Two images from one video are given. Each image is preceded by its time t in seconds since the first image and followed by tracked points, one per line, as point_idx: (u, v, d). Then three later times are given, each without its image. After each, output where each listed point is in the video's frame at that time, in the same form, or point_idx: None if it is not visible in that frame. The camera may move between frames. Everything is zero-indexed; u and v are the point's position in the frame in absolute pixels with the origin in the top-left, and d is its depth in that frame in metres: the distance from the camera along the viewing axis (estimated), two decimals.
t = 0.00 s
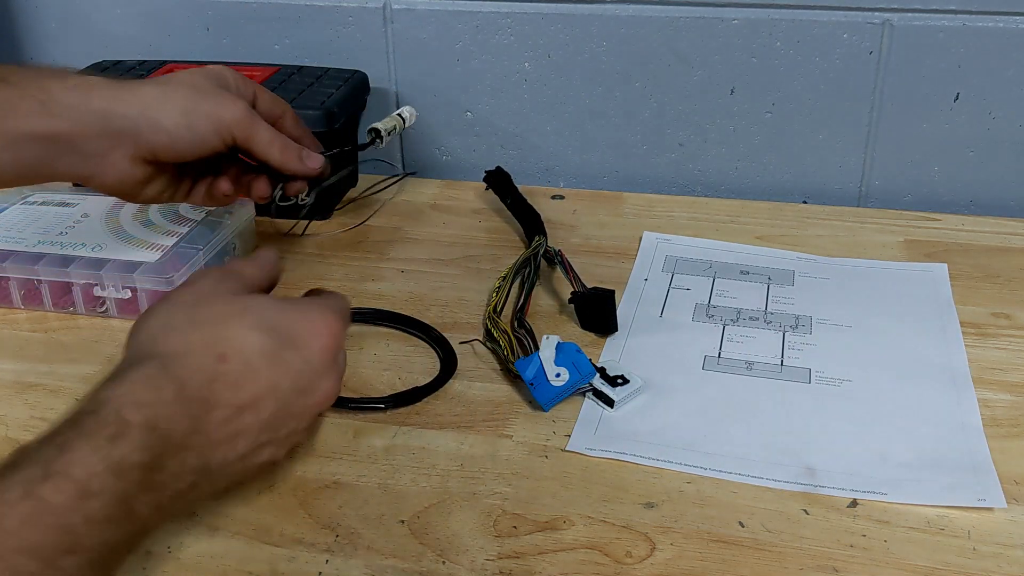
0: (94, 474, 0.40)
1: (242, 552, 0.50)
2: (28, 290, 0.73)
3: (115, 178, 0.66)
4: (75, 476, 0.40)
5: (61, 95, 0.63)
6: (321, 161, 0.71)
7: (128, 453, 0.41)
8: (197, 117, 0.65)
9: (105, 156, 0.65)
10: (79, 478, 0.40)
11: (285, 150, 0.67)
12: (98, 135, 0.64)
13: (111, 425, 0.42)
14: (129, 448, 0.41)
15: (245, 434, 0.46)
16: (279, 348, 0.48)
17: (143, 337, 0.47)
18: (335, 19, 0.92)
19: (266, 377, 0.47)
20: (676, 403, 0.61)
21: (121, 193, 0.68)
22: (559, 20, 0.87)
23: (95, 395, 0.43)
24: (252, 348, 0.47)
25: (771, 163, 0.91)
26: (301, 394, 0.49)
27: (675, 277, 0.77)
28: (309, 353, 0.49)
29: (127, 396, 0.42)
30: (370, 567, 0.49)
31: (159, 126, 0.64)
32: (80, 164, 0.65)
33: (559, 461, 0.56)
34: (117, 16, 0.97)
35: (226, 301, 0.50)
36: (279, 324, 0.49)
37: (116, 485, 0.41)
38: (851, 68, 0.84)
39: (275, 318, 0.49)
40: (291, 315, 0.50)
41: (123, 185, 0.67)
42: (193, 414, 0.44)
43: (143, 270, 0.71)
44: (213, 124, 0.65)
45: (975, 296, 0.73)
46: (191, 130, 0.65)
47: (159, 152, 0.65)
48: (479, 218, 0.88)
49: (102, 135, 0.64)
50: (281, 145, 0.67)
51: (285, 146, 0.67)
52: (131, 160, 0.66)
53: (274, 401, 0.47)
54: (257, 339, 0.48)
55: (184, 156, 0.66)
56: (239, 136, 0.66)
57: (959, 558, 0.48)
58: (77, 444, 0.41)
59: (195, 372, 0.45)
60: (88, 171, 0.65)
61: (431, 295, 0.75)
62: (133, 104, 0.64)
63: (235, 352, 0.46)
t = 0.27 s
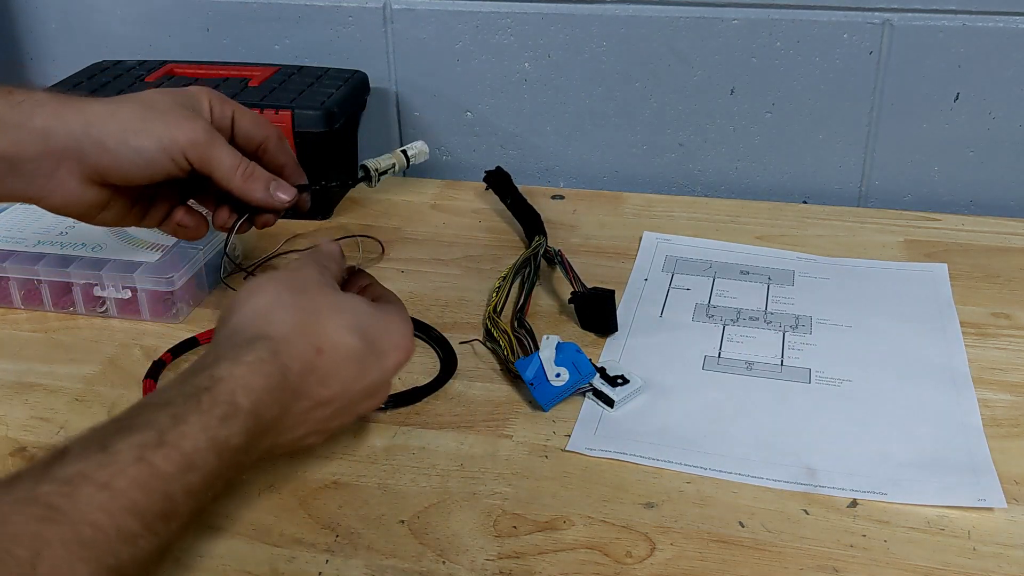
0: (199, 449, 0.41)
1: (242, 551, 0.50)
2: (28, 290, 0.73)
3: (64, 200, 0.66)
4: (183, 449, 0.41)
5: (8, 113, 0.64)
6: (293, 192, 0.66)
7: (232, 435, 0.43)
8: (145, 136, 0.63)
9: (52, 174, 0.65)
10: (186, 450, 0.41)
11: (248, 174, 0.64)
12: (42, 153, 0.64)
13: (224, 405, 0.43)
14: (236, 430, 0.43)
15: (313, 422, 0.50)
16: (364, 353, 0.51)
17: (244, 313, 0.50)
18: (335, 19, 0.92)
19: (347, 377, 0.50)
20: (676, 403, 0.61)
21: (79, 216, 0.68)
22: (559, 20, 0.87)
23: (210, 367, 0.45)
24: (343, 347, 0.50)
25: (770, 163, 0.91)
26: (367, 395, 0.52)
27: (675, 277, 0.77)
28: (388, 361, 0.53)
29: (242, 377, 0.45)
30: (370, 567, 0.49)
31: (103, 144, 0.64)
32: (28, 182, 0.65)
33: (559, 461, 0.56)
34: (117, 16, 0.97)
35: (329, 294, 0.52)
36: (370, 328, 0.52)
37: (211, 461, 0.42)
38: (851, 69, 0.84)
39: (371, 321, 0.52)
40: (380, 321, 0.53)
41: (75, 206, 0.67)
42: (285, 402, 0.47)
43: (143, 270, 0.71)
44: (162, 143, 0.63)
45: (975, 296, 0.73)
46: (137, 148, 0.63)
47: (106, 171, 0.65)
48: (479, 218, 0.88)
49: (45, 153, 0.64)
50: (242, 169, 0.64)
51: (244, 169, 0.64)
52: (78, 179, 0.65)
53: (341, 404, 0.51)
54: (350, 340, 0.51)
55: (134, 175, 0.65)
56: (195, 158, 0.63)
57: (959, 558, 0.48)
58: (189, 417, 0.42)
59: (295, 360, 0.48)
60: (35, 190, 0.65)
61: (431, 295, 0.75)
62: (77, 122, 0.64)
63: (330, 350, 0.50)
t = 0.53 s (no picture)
0: (155, 502, 0.39)
1: (242, 552, 0.50)
2: (28, 290, 0.73)
3: (79, 194, 0.66)
4: (139, 503, 0.39)
5: (15, 111, 0.64)
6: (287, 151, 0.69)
7: (191, 487, 0.41)
8: (151, 115, 0.65)
9: (64, 167, 0.65)
10: (141, 504, 0.39)
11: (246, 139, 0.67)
12: (54, 144, 0.64)
13: (185, 455, 0.41)
14: (195, 482, 0.41)
15: (282, 472, 0.48)
16: (346, 412, 0.48)
17: (224, 354, 0.47)
18: (335, 19, 0.92)
19: (323, 433, 0.48)
20: (676, 403, 0.61)
21: (91, 216, 0.68)
22: (559, 20, 0.87)
23: (178, 412, 0.43)
24: (323, 401, 0.47)
25: (770, 163, 0.91)
26: (345, 453, 0.50)
27: (675, 277, 0.77)
28: (372, 421, 0.50)
29: (209, 426, 0.42)
30: (370, 567, 0.49)
31: (112, 128, 0.64)
32: (39, 177, 0.65)
33: (559, 461, 0.56)
34: (117, 16, 0.97)
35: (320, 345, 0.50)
36: (357, 386, 0.49)
37: (167, 504, 0.40)
38: (851, 69, 0.84)
39: (360, 376, 0.50)
40: (372, 377, 0.50)
41: (90, 200, 0.66)
42: (251, 451, 0.44)
43: (143, 270, 0.71)
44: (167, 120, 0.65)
45: (975, 296, 0.73)
46: (144, 129, 0.64)
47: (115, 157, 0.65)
48: (479, 218, 0.88)
49: (57, 144, 0.64)
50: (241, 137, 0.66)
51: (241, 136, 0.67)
52: (90, 171, 0.65)
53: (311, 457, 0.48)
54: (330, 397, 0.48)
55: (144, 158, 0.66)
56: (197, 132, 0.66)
57: (959, 558, 0.48)
58: (148, 467, 0.40)
59: (268, 411, 0.45)
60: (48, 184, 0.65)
61: (430, 295, 0.75)
62: (83, 112, 0.64)
63: (308, 404, 0.47)
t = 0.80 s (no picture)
0: (63, 551, 0.37)
1: (241, 552, 0.50)
2: (28, 290, 0.73)
3: (100, 178, 0.63)
4: (43, 553, 0.37)
5: (30, 98, 0.61)
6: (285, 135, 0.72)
7: (104, 533, 0.39)
8: (165, 98, 0.63)
9: (82, 151, 0.62)
10: (46, 555, 0.37)
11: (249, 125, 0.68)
12: (73, 127, 0.61)
13: (96, 500, 0.39)
14: (108, 527, 0.39)
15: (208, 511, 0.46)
16: (277, 453, 0.46)
17: (147, 391, 0.45)
18: (335, 19, 0.92)
19: (251, 474, 0.46)
20: (676, 403, 0.60)
21: (110, 205, 0.65)
22: (559, 20, 0.87)
23: (91, 453, 0.41)
24: (250, 443, 0.45)
25: (770, 163, 0.91)
26: (280, 494, 0.48)
27: (675, 277, 0.77)
28: (307, 463, 0.47)
29: (122, 469, 0.40)
30: (369, 567, 0.49)
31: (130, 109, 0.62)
32: (59, 160, 0.62)
33: (559, 461, 0.56)
34: (117, 16, 0.97)
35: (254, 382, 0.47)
36: (291, 426, 0.47)
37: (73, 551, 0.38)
38: (851, 69, 0.84)
39: (295, 416, 0.47)
40: (309, 417, 0.48)
41: (112, 185, 0.64)
42: (169, 493, 0.43)
43: (143, 270, 0.71)
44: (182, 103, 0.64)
45: (975, 296, 0.73)
46: (161, 112, 0.63)
47: (134, 140, 0.63)
48: (479, 218, 0.88)
49: (76, 126, 0.62)
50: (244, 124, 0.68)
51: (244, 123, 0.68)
52: (111, 154, 0.63)
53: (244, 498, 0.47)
54: (260, 439, 0.45)
55: (163, 140, 0.64)
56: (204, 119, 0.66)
57: (959, 558, 0.48)
58: (54, 515, 0.38)
59: (188, 452, 0.43)
60: (68, 167, 0.62)
61: (430, 295, 0.75)
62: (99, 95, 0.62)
63: (235, 446, 0.45)
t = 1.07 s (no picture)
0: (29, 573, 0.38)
1: (241, 553, 0.50)
2: (28, 290, 0.73)
3: (95, 190, 0.66)
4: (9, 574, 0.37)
5: (35, 106, 0.64)
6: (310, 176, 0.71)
7: (72, 552, 0.40)
8: (171, 121, 0.65)
9: (80, 164, 0.65)
10: None
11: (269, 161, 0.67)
12: (73, 138, 0.64)
13: (63, 519, 0.40)
14: (75, 548, 0.40)
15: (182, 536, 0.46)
16: (252, 475, 0.47)
17: (122, 410, 0.46)
18: (335, 19, 0.92)
19: (226, 496, 0.46)
20: (676, 403, 0.61)
21: (107, 215, 0.68)
22: (559, 20, 0.87)
23: (57, 472, 0.41)
24: (226, 464, 0.46)
25: (771, 163, 0.91)
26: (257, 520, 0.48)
27: (675, 277, 0.77)
28: (285, 485, 0.49)
29: (88, 487, 0.41)
30: (370, 567, 0.49)
31: (132, 127, 0.65)
32: (56, 171, 0.64)
33: (559, 461, 0.56)
34: (117, 16, 0.97)
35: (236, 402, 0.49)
36: (266, 448, 0.48)
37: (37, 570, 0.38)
38: (851, 69, 0.84)
39: (270, 439, 0.48)
40: (284, 439, 0.49)
41: (106, 198, 0.67)
42: (140, 513, 0.43)
43: (143, 271, 0.71)
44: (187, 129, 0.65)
45: (975, 296, 0.73)
46: (161, 135, 0.65)
47: (133, 156, 0.66)
48: (479, 218, 0.88)
49: (76, 139, 0.64)
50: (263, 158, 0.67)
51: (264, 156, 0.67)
52: (108, 167, 0.66)
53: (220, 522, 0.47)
54: (237, 460, 0.47)
55: (160, 161, 0.66)
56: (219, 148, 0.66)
57: (960, 558, 0.48)
58: (20, 536, 0.38)
59: (161, 472, 0.44)
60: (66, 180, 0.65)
61: (431, 295, 0.75)
62: (104, 109, 0.65)
63: (211, 465, 0.46)
